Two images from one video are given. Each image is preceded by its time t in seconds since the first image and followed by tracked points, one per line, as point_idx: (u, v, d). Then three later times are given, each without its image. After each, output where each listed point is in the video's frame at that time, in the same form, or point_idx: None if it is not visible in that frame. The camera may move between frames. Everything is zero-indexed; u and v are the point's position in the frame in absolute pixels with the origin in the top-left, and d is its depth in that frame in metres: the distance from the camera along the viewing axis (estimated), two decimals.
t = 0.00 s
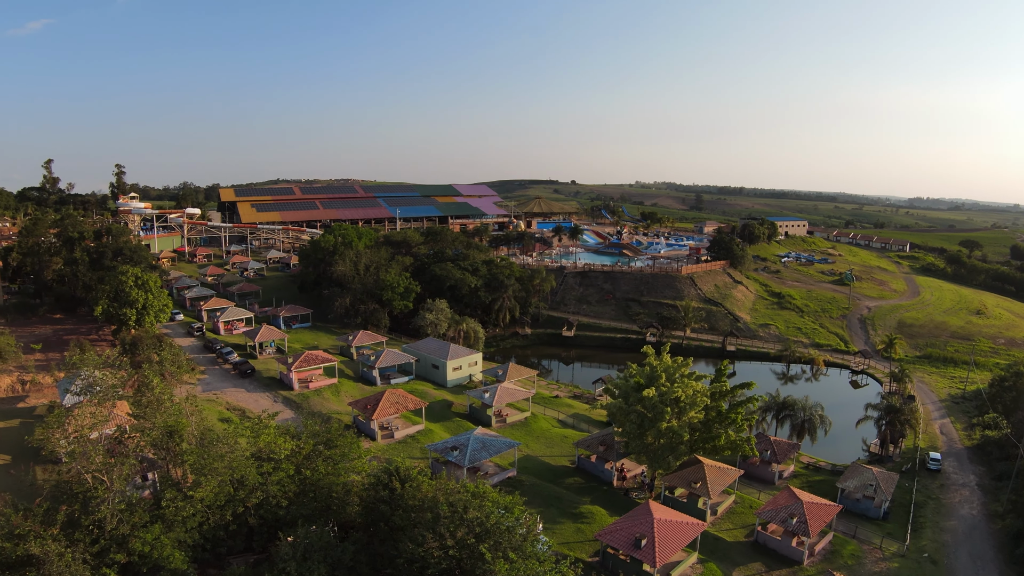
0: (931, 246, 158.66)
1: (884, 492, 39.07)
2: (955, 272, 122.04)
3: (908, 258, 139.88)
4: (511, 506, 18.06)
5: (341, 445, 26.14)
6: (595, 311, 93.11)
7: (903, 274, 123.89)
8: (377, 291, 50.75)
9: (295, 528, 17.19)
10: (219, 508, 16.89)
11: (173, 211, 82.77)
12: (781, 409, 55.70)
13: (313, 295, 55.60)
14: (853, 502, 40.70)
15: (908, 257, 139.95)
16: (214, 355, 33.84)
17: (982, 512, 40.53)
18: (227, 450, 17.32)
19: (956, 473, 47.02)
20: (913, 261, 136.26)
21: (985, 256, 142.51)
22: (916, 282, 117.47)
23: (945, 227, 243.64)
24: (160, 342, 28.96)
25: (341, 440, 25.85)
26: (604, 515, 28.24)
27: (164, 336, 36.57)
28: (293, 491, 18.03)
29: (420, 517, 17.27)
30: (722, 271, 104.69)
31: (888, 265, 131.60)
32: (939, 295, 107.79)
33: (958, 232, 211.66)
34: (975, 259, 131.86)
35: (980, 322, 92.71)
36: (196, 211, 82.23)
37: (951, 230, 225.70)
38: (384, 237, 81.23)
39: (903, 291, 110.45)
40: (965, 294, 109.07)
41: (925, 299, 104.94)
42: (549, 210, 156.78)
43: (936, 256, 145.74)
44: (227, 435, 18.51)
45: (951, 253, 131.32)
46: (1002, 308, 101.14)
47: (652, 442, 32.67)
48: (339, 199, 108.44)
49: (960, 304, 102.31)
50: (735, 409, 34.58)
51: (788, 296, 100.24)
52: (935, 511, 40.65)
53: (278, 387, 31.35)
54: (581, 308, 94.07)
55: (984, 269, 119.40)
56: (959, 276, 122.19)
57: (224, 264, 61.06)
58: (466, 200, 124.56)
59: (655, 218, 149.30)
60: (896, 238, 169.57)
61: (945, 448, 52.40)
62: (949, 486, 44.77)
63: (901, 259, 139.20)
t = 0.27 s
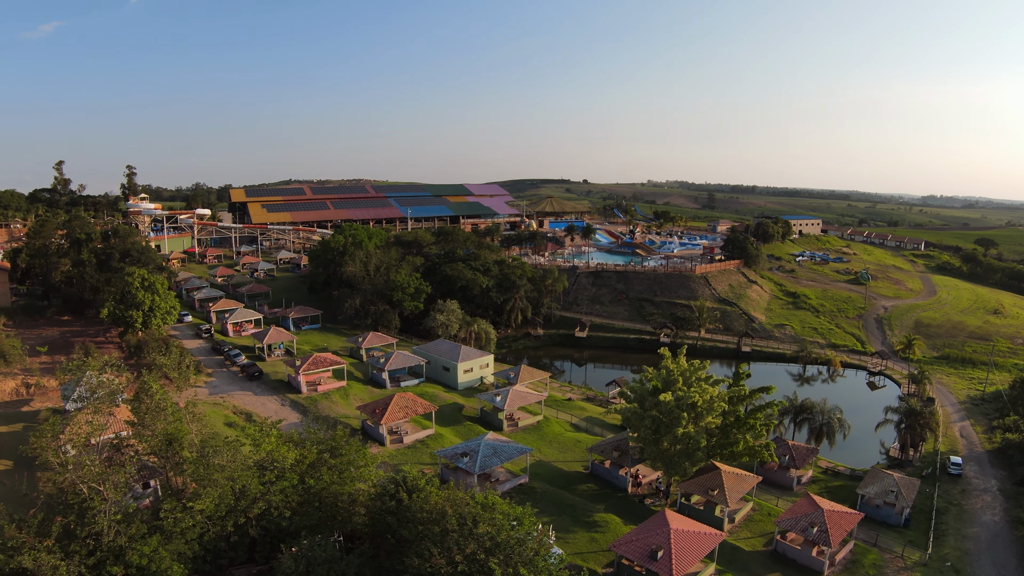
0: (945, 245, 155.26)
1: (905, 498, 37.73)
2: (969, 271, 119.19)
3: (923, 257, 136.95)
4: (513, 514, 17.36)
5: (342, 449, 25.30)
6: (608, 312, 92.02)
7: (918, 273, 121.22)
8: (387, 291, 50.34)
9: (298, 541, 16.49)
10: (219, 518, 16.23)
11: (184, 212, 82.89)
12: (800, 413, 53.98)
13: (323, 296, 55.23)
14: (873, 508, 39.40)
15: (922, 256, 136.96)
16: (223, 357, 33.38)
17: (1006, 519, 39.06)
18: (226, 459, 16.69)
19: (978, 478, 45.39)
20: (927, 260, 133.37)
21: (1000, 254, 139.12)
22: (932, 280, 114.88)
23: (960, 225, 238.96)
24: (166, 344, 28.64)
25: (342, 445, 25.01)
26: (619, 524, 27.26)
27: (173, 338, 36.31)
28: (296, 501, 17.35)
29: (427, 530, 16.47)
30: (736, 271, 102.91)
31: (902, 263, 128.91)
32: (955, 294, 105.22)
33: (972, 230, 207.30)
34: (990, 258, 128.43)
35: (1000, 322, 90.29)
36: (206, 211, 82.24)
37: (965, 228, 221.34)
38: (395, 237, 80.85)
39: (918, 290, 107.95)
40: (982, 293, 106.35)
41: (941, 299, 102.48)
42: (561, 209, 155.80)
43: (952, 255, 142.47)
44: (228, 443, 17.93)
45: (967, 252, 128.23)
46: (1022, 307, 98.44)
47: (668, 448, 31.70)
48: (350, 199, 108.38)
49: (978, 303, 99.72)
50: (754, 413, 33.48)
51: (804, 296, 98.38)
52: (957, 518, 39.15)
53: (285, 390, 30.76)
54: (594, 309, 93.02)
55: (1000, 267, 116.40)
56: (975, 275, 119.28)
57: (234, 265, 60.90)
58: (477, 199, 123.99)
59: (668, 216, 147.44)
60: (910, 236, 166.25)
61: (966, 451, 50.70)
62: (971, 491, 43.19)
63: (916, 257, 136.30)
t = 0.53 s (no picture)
0: (959, 243, 152.11)
1: (925, 505, 36.49)
2: (984, 270, 116.54)
3: (937, 255, 134.22)
4: (524, 527, 16.53)
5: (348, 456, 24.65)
6: (621, 312, 90.93)
7: (931, 272, 118.76)
8: (396, 292, 49.88)
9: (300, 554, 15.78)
10: (219, 530, 15.57)
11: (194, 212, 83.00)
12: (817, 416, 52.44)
13: (332, 296, 54.93)
14: (892, 515, 38.15)
15: (936, 254, 134.26)
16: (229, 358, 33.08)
17: None
18: (224, 468, 16.18)
19: (999, 483, 43.93)
20: (941, 258, 130.69)
21: (1017, 253, 136.01)
22: (948, 280, 112.42)
23: (972, 223, 234.72)
24: (171, 347, 28.44)
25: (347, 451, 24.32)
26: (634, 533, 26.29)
27: (180, 340, 36.04)
28: (299, 512, 16.69)
29: (434, 545, 15.66)
30: (750, 270, 101.25)
31: (916, 262, 126.41)
32: (971, 294, 102.88)
33: (985, 228, 203.40)
34: (1007, 257, 125.68)
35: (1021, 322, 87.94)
36: (215, 211, 82.29)
37: (978, 226, 217.30)
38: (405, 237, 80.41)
39: (934, 289, 105.63)
40: (999, 293, 103.84)
41: (957, 298, 100.20)
42: (572, 208, 154.69)
43: (966, 253, 139.61)
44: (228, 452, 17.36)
45: (981, 250, 125.55)
46: None
47: (684, 454, 30.75)
48: (360, 198, 108.23)
49: (995, 303, 97.34)
50: (773, 419, 32.39)
51: (818, 296, 96.56)
52: (978, 525, 37.78)
53: (292, 393, 30.28)
54: (606, 309, 91.96)
55: (1016, 266, 113.68)
56: (990, 274, 116.52)
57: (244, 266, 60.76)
58: (488, 199, 123.36)
59: (680, 215, 145.76)
60: (923, 234, 163.12)
61: (986, 455, 49.16)
62: (992, 497, 41.74)
63: (929, 256, 133.62)
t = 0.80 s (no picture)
0: (973, 242, 148.95)
1: (947, 513, 35.20)
2: (999, 269, 114.05)
3: (950, 254, 131.47)
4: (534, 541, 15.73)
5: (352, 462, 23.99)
6: (633, 313, 89.80)
7: (945, 271, 116.17)
8: (405, 293, 49.41)
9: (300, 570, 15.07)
10: (217, 543, 14.92)
11: (202, 213, 83.17)
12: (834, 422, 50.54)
13: (341, 297, 54.61)
14: (913, 523, 36.82)
15: (950, 253, 131.45)
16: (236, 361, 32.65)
17: None
18: (221, 480, 15.64)
19: None
20: (955, 258, 127.89)
21: None
22: (962, 279, 109.92)
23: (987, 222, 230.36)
24: (175, 350, 28.18)
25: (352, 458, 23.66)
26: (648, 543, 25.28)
27: (186, 342, 35.78)
28: (301, 523, 16.07)
29: (440, 563, 14.86)
30: (763, 270, 99.62)
31: (929, 261, 123.84)
32: (986, 294, 100.47)
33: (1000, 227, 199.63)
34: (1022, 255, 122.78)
35: None
36: (223, 212, 82.32)
37: (992, 224, 213.30)
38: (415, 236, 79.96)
39: (948, 289, 103.26)
40: (1017, 293, 101.29)
41: (972, 298, 97.82)
42: (583, 208, 153.56)
43: (980, 252, 136.90)
44: (226, 461, 16.67)
45: (996, 248, 122.96)
46: None
47: (700, 461, 29.88)
48: (369, 198, 108.05)
49: (1012, 303, 94.88)
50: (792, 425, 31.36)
51: (833, 295, 94.71)
52: (1001, 533, 36.32)
53: (298, 396, 29.77)
54: (618, 309, 90.90)
55: None
56: (1004, 274, 113.71)
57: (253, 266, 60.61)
58: (498, 199, 122.69)
59: (691, 215, 144.07)
60: (937, 233, 160.02)
61: (1007, 460, 47.49)
62: (1017, 505, 40.10)
63: (943, 255, 130.88)
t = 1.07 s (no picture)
0: (989, 241, 145.72)
1: (968, 521, 33.93)
2: (1017, 268, 111.49)
3: (965, 254, 128.83)
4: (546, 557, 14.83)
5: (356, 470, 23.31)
6: (644, 314, 88.65)
7: (960, 271, 113.72)
8: (414, 294, 48.86)
9: None
10: (215, 558, 14.23)
11: (211, 213, 83.19)
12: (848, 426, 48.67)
13: (349, 298, 54.26)
14: (933, 532, 35.51)
15: (964, 253, 128.82)
16: (241, 363, 32.18)
17: None
18: (219, 491, 14.82)
19: None
20: (969, 257, 125.29)
21: None
22: (977, 279, 107.58)
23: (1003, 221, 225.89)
24: (179, 350, 27.24)
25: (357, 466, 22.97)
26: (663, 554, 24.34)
27: (192, 343, 35.41)
28: (301, 536, 15.35)
29: None
30: (776, 270, 97.99)
31: (943, 261, 121.40)
32: (1003, 294, 98.10)
33: (1015, 225, 196.10)
34: None
35: None
36: (231, 212, 82.26)
37: (1007, 224, 209.11)
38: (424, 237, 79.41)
39: (963, 289, 101.00)
40: None
41: (988, 298, 95.62)
42: (593, 208, 152.38)
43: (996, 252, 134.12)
44: (226, 471, 16.12)
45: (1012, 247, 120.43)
46: None
47: (717, 469, 28.93)
48: (377, 198, 107.74)
49: None
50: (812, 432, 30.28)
51: (847, 296, 92.87)
52: None
53: (304, 399, 29.19)
54: (629, 310, 89.78)
55: None
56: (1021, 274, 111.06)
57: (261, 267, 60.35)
58: (508, 198, 121.97)
59: (702, 214, 142.46)
60: (952, 233, 156.86)
61: None
62: None
63: (957, 255, 128.31)
